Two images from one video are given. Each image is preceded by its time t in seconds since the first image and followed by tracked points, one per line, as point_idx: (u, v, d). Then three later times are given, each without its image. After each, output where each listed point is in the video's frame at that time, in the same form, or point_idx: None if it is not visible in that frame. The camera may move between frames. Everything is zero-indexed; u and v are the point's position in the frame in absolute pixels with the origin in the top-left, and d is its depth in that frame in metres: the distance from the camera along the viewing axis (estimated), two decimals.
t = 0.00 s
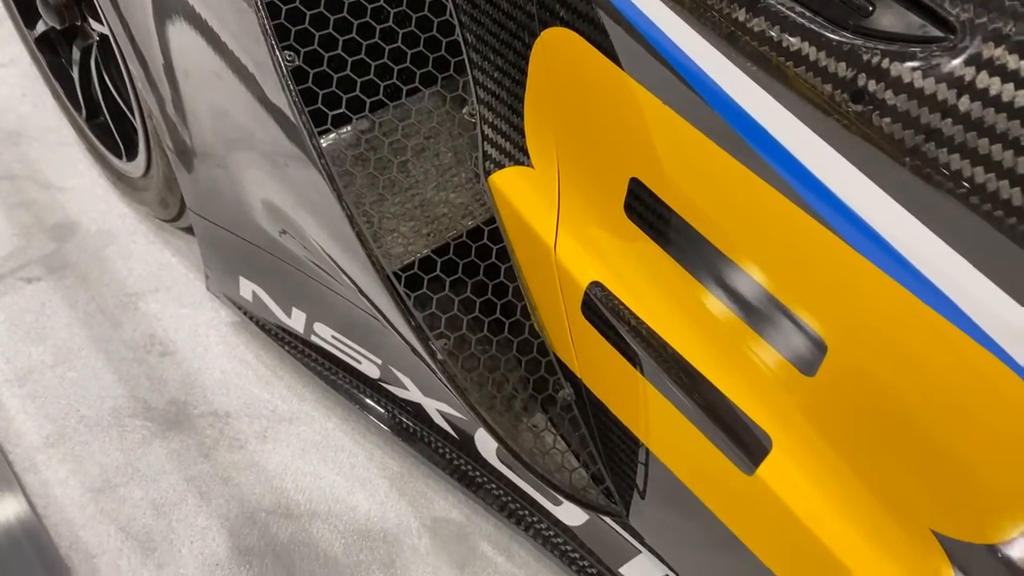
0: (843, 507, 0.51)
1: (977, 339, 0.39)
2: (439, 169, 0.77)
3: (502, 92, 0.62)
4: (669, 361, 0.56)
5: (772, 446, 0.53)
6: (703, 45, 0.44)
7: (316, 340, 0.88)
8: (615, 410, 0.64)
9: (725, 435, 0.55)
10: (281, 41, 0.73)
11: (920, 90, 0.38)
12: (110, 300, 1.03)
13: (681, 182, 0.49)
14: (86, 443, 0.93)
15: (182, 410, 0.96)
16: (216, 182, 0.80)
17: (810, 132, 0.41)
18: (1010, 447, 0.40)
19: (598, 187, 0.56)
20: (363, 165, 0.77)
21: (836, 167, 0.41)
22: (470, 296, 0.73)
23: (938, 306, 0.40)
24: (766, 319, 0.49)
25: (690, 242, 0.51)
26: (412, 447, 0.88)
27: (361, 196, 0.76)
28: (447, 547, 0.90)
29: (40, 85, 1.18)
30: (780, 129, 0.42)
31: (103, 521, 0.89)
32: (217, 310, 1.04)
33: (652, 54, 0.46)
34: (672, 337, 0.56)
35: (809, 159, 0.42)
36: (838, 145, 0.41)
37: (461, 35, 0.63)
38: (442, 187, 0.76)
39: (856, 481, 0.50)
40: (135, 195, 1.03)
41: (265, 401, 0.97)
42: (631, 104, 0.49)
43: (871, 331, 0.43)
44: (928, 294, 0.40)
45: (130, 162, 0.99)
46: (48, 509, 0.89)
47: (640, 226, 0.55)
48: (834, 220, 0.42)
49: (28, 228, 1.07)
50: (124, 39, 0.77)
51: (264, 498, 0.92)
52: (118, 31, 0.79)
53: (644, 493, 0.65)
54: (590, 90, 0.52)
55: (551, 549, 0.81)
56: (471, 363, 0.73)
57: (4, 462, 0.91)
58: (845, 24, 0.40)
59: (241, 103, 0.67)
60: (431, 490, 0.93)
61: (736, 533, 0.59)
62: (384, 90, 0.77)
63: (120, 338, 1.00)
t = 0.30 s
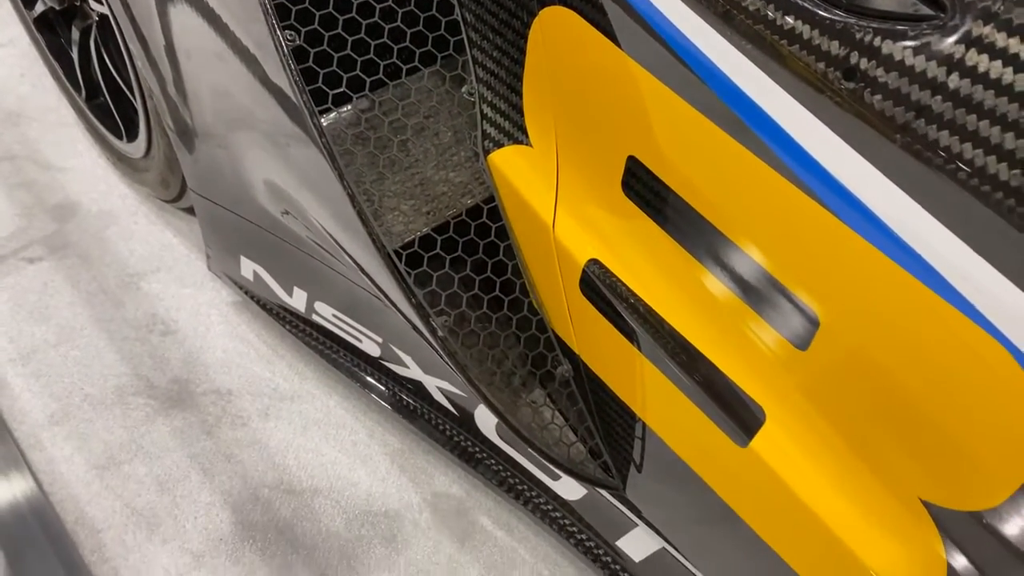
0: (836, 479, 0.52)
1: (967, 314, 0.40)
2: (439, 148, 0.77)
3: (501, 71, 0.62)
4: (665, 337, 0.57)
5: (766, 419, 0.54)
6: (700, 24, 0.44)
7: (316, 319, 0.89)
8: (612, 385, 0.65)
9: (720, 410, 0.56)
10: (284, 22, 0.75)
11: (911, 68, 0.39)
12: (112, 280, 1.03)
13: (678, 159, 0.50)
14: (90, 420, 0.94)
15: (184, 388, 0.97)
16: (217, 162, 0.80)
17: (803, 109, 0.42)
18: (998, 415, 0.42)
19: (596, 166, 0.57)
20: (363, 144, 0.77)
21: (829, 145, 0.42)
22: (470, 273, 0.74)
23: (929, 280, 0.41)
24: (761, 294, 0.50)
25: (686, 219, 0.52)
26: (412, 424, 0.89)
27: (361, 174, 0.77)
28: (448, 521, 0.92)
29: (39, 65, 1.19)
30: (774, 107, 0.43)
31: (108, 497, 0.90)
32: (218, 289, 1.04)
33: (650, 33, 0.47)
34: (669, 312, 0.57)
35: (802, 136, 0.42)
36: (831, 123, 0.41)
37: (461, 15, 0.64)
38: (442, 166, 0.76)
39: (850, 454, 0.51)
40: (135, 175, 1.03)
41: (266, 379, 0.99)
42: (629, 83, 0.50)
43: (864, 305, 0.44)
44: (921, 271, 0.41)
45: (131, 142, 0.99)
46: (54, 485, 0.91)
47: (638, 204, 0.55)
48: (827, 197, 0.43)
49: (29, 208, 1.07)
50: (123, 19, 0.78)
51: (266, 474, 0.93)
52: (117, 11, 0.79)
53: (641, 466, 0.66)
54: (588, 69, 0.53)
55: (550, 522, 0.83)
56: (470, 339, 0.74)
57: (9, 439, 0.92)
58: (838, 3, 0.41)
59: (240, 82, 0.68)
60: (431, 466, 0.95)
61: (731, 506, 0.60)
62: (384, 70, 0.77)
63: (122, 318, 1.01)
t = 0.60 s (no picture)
0: (838, 452, 0.54)
1: (968, 292, 0.41)
2: (447, 128, 0.78)
3: (509, 52, 0.63)
4: (670, 313, 0.58)
5: (770, 394, 0.55)
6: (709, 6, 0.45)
7: (324, 298, 0.90)
8: (617, 361, 0.66)
9: (725, 384, 0.57)
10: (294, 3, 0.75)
11: (917, 50, 0.40)
12: (120, 259, 1.04)
13: (685, 139, 0.51)
14: (100, 398, 0.95)
15: (193, 366, 0.98)
16: (224, 142, 0.81)
17: (809, 89, 0.43)
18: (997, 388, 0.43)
19: (604, 145, 0.58)
20: (373, 125, 0.78)
21: (836, 125, 0.42)
22: (479, 253, 0.75)
23: (931, 257, 0.42)
24: (767, 271, 0.51)
25: (692, 198, 0.53)
26: (420, 401, 0.91)
27: (371, 154, 0.77)
28: (454, 496, 0.93)
29: (42, 46, 1.19)
30: (782, 87, 0.43)
31: (120, 473, 0.91)
32: (225, 269, 1.05)
33: (659, 15, 0.47)
34: (675, 289, 0.58)
35: (808, 117, 0.43)
36: (837, 104, 0.42)
37: None
38: (451, 145, 0.77)
39: (851, 428, 0.52)
40: (141, 155, 1.04)
41: (274, 357, 1.00)
42: (638, 64, 0.50)
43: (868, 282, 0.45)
44: (923, 248, 0.42)
45: (136, 123, 1.00)
46: (66, 462, 0.92)
47: (645, 183, 0.56)
48: (834, 176, 0.43)
49: (35, 189, 1.07)
50: None
51: (275, 450, 0.94)
52: None
53: (645, 442, 0.68)
54: (597, 50, 0.53)
55: (555, 497, 0.85)
56: (478, 317, 0.75)
57: (21, 418, 0.94)
58: None
59: (247, 62, 0.68)
60: (438, 443, 0.96)
61: (734, 478, 0.61)
62: (394, 51, 0.78)
63: (130, 298, 1.02)
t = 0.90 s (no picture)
0: (840, 421, 0.55)
1: (970, 265, 0.43)
2: (455, 106, 0.78)
3: (519, 30, 0.64)
4: (676, 288, 0.60)
5: (774, 366, 0.57)
6: None
7: (331, 276, 0.91)
8: (622, 334, 0.67)
9: (730, 356, 0.59)
10: None
11: (921, 28, 0.41)
12: (127, 237, 1.05)
13: (693, 117, 0.52)
14: (111, 374, 0.97)
15: (202, 343, 0.99)
16: (232, 119, 0.81)
17: (816, 67, 0.44)
18: (994, 358, 0.44)
19: (612, 122, 0.59)
20: (383, 103, 0.79)
21: (842, 103, 0.43)
22: (488, 229, 0.76)
23: (933, 231, 0.43)
24: (772, 246, 0.52)
25: (699, 174, 0.54)
26: (426, 376, 0.92)
27: (382, 133, 0.78)
28: (461, 469, 0.95)
29: (44, 23, 1.18)
30: (789, 66, 0.45)
31: (133, 447, 0.93)
32: (232, 246, 1.06)
33: None
34: (681, 264, 0.59)
35: (815, 94, 0.44)
36: (843, 81, 0.43)
37: None
38: (460, 123, 0.78)
39: (853, 397, 0.54)
40: (147, 134, 1.04)
41: (282, 334, 1.01)
42: (646, 43, 0.51)
43: (871, 255, 0.47)
44: (925, 223, 0.43)
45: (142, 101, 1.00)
46: (79, 436, 0.93)
47: (652, 160, 0.57)
48: (839, 153, 0.45)
49: (42, 167, 1.08)
50: None
51: (285, 425, 0.96)
52: None
53: (650, 414, 0.69)
54: (605, 29, 0.54)
55: (559, 469, 0.88)
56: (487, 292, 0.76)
57: (34, 393, 0.95)
58: None
59: (255, 40, 0.68)
60: (444, 417, 0.98)
61: (738, 448, 0.63)
62: (404, 30, 0.80)
63: (139, 275, 1.03)
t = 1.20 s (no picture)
0: (838, 383, 0.57)
1: (964, 224, 0.44)
2: (460, 78, 0.80)
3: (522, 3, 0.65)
4: (678, 255, 0.61)
5: (774, 329, 0.58)
6: None
7: (336, 250, 0.92)
8: (625, 302, 0.69)
9: (730, 321, 0.60)
10: None
11: None
12: (132, 214, 1.06)
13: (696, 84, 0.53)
14: (119, 348, 0.98)
15: (208, 317, 1.01)
16: (236, 94, 0.82)
17: (816, 34, 0.44)
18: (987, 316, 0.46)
19: (615, 92, 0.60)
20: (388, 74, 0.80)
21: (841, 69, 0.44)
22: (492, 200, 0.77)
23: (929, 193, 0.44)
24: (773, 211, 0.54)
25: (701, 142, 0.55)
26: (430, 349, 0.94)
27: (387, 104, 0.80)
28: (466, 439, 0.97)
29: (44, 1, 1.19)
30: (788, 33, 0.45)
31: (142, 419, 0.94)
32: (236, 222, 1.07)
33: None
34: (683, 232, 0.60)
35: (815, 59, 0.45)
36: (841, 47, 0.44)
37: None
38: (464, 95, 0.80)
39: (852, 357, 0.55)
40: (150, 110, 1.05)
41: (287, 308, 1.02)
42: (649, 13, 0.52)
43: (869, 218, 0.48)
44: (922, 185, 0.44)
45: (145, 78, 1.00)
46: (89, 409, 0.95)
47: (655, 128, 0.58)
48: (839, 117, 0.46)
49: (46, 144, 1.08)
50: None
51: (291, 397, 0.97)
52: None
53: (652, 380, 0.71)
54: None
55: (562, 438, 0.89)
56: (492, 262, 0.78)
57: (44, 367, 0.96)
58: None
59: (257, 14, 0.68)
60: (449, 389, 1.00)
61: (738, 412, 0.65)
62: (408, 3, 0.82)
63: (144, 251, 1.04)
